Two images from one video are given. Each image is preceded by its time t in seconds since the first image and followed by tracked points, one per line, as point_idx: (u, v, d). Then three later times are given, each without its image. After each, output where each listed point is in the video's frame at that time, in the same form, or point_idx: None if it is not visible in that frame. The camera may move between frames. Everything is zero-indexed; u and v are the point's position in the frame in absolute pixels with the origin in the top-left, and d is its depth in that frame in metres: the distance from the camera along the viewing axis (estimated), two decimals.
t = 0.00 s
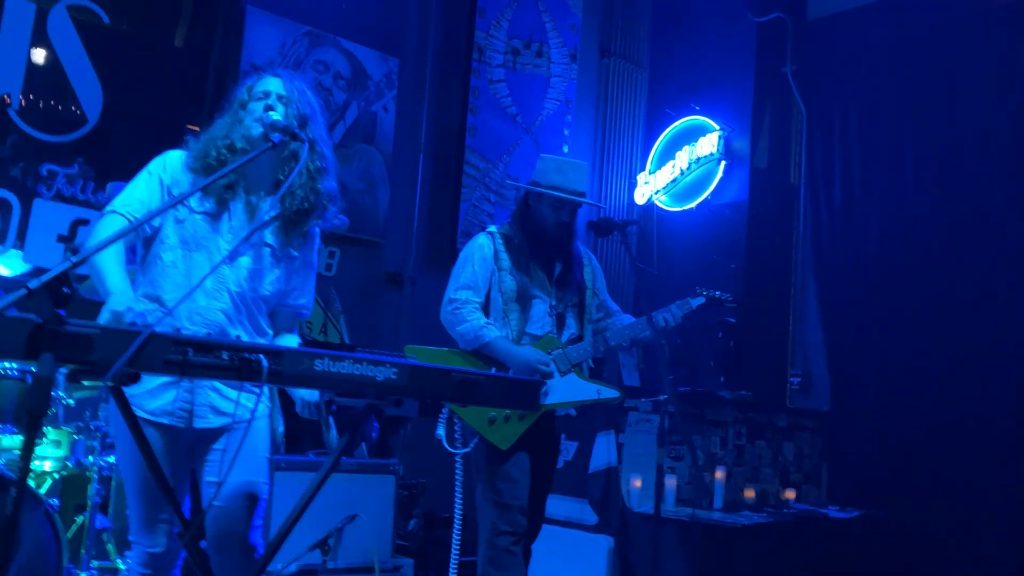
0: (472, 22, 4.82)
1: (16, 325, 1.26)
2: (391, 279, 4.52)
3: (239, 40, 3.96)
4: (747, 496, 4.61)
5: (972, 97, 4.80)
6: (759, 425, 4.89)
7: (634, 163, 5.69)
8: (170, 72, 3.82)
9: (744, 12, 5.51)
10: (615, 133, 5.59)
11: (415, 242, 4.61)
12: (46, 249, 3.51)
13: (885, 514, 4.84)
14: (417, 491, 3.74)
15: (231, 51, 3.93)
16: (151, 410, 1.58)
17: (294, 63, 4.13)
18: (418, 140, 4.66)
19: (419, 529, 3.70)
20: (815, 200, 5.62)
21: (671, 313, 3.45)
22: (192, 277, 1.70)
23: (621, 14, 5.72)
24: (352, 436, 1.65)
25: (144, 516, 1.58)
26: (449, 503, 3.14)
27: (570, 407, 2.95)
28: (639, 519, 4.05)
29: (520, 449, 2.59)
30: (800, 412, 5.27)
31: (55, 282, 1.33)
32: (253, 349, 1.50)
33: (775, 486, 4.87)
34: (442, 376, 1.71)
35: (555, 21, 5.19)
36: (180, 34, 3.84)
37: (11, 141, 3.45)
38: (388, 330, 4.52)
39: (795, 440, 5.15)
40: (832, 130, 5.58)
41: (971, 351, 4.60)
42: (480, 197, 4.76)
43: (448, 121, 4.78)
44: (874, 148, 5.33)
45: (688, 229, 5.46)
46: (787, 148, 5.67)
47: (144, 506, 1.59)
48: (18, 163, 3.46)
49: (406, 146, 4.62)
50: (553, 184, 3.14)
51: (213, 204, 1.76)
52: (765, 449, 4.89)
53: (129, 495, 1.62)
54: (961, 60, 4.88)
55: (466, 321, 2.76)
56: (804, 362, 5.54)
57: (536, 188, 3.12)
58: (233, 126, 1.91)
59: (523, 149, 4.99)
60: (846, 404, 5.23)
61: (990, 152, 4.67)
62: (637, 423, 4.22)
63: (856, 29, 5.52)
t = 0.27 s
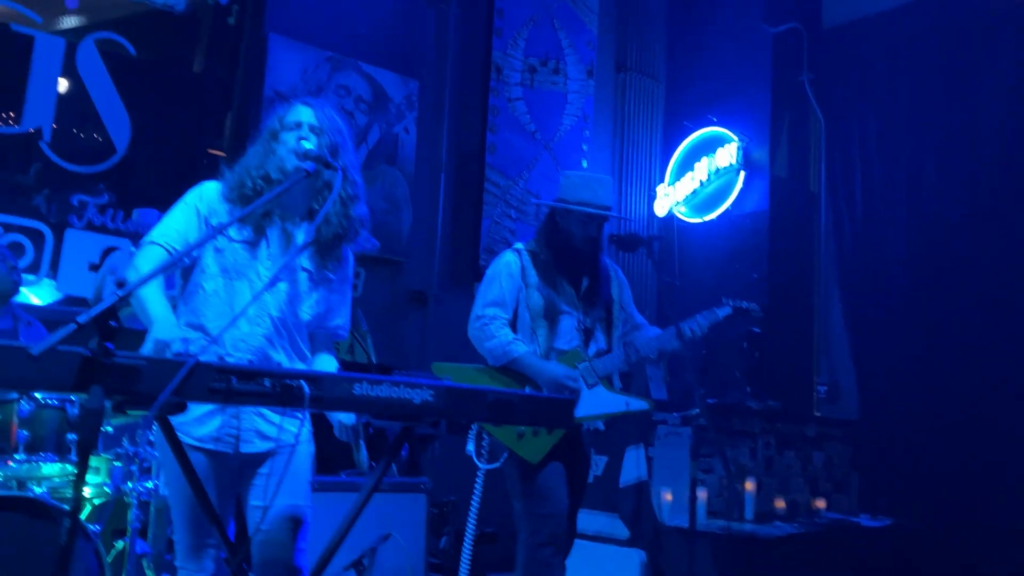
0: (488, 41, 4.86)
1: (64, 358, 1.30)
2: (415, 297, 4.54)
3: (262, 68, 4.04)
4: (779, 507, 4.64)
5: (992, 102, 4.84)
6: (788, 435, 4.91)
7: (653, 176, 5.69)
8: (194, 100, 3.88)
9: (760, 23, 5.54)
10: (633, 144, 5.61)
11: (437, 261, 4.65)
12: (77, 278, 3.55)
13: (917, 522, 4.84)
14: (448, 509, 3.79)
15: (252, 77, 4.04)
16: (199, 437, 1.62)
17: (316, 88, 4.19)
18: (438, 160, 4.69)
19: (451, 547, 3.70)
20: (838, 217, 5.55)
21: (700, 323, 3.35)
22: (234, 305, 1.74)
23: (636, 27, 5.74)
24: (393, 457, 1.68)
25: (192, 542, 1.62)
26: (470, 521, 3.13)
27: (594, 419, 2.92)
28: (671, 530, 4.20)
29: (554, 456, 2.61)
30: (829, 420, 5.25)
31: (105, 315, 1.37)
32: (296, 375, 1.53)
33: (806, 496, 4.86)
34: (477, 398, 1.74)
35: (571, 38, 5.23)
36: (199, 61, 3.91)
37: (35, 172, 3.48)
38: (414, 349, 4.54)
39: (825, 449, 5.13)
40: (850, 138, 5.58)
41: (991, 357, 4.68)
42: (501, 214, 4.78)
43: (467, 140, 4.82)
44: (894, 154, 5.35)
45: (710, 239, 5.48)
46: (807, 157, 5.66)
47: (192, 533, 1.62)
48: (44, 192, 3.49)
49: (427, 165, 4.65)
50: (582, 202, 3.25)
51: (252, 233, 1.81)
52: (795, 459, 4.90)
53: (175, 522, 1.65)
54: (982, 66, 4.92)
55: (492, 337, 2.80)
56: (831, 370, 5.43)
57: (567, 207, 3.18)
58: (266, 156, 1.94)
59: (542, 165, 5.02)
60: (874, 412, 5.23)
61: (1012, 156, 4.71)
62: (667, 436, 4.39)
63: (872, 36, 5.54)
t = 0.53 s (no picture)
0: (513, 61, 4.89)
1: (116, 390, 1.33)
2: (445, 316, 4.54)
3: (291, 93, 4.09)
4: (814, 523, 4.64)
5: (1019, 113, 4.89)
6: (822, 450, 4.88)
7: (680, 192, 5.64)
8: (223, 126, 3.93)
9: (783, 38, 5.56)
10: (659, 163, 5.55)
11: (466, 280, 4.62)
12: (114, 304, 3.57)
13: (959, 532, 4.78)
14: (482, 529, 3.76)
15: (284, 104, 4.06)
16: (246, 463, 1.64)
17: (343, 113, 4.24)
18: (464, 179, 4.68)
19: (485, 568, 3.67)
20: (866, 225, 5.58)
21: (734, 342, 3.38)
22: (278, 333, 1.77)
23: (659, 42, 5.73)
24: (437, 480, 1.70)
25: (240, 569, 1.64)
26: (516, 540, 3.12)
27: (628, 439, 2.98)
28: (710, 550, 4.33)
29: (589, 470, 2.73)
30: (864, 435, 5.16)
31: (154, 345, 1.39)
32: (340, 402, 1.53)
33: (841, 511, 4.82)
34: (517, 420, 1.73)
35: (595, 56, 5.24)
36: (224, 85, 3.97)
37: (63, 198, 3.53)
38: (444, 369, 4.52)
39: (860, 464, 5.07)
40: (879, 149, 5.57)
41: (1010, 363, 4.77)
42: (527, 232, 4.80)
43: (493, 159, 4.83)
44: (923, 165, 5.34)
45: (735, 252, 5.45)
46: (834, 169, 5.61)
47: (239, 559, 1.64)
48: (72, 217, 3.54)
49: (453, 185, 4.65)
50: (615, 219, 3.11)
51: (293, 261, 1.84)
52: (829, 474, 4.86)
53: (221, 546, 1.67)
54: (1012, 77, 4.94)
55: (521, 358, 2.85)
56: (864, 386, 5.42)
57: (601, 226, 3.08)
58: (304, 185, 1.94)
59: (568, 183, 5.02)
60: (909, 424, 5.19)
61: None
62: (701, 454, 4.48)
63: (896, 48, 5.54)
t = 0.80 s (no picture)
0: (536, 77, 4.93)
1: (158, 411, 1.34)
2: (470, 331, 4.53)
3: (319, 111, 4.14)
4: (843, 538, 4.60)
5: None
6: (849, 464, 4.85)
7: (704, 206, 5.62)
8: (249, 143, 3.97)
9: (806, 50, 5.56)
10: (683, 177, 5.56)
11: (491, 295, 4.63)
12: (144, 321, 3.62)
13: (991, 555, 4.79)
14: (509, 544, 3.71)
15: (310, 122, 4.13)
16: (286, 482, 1.65)
17: (369, 130, 4.28)
18: (489, 195, 4.71)
19: None
20: (892, 236, 5.60)
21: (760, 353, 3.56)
22: (317, 352, 1.79)
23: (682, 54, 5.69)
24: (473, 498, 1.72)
25: None
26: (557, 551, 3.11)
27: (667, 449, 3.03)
28: (736, 566, 4.34)
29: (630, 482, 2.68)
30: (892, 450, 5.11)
31: (197, 365, 1.41)
32: (376, 421, 1.53)
33: (870, 526, 4.78)
34: (549, 438, 1.70)
35: (617, 71, 5.25)
36: (247, 102, 4.01)
37: (87, 213, 3.56)
38: (469, 383, 4.51)
39: (887, 478, 5.02)
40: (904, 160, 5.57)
41: None
42: (552, 246, 4.81)
43: (516, 174, 4.84)
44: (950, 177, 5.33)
45: (761, 266, 5.45)
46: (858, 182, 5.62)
47: None
48: (97, 233, 3.56)
49: (478, 200, 4.68)
50: (638, 236, 3.18)
51: (329, 280, 1.87)
52: (857, 489, 4.83)
53: (257, 563, 1.68)
54: None
55: (554, 375, 2.82)
56: (890, 399, 5.49)
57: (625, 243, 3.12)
58: (335, 204, 1.93)
59: (592, 198, 5.02)
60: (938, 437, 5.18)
61: None
62: (728, 470, 4.52)
63: (920, 60, 5.55)
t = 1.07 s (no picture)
0: (554, 85, 4.93)
1: (187, 420, 1.35)
2: (489, 339, 4.53)
3: (337, 120, 4.15)
4: (865, 547, 4.67)
5: None
6: (873, 473, 4.78)
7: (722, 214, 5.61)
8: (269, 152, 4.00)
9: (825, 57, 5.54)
10: (700, 183, 5.52)
11: (509, 303, 4.62)
12: (167, 329, 3.63)
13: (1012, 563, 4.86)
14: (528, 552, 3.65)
15: (331, 130, 4.14)
16: (312, 491, 1.67)
17: (388, 139, 4.30)
18: (507, 203, 4.71)
19: None
20: (913, 242, 5.56)
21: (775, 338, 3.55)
22: (341, 363, 1.79)
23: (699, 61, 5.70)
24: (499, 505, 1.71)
25: None
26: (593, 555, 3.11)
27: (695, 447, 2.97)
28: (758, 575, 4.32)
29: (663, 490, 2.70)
30: (914, 457, 5.01)
31: (224, 376, 1.42)
32: (401, 431, 1.51)
33: (892, 535, 4.80)
34: (574, 447, 1.66)
35: (635, 78, 5.24)
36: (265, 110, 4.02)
37: (107, 221, 3.57)
38: (488, 391, 4.51)
39: (910, 487, 4.94)
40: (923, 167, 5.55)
41: None
42: (570, 254, 4.81)
43: (535, 181, 4.85)
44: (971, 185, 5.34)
45: (780, 274, 5.43)
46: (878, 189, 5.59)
47: None
48: (116, 240, 3.58)
49: (497, 208, 4.69)
50: (659, 249, 3.13)
51: (349, 291, 1.88)
52: (880, 498, 4.81)
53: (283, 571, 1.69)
54: None
55: (576, 385, 2.82)
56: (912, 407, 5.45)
57: (647, 255, 3.10)
58: (349, 215, 1.97)
59: (610, 206, 5.01)
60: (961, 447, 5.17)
61: None
62: (749, 479, 4.42)
63: (940, 68, 5.55)
